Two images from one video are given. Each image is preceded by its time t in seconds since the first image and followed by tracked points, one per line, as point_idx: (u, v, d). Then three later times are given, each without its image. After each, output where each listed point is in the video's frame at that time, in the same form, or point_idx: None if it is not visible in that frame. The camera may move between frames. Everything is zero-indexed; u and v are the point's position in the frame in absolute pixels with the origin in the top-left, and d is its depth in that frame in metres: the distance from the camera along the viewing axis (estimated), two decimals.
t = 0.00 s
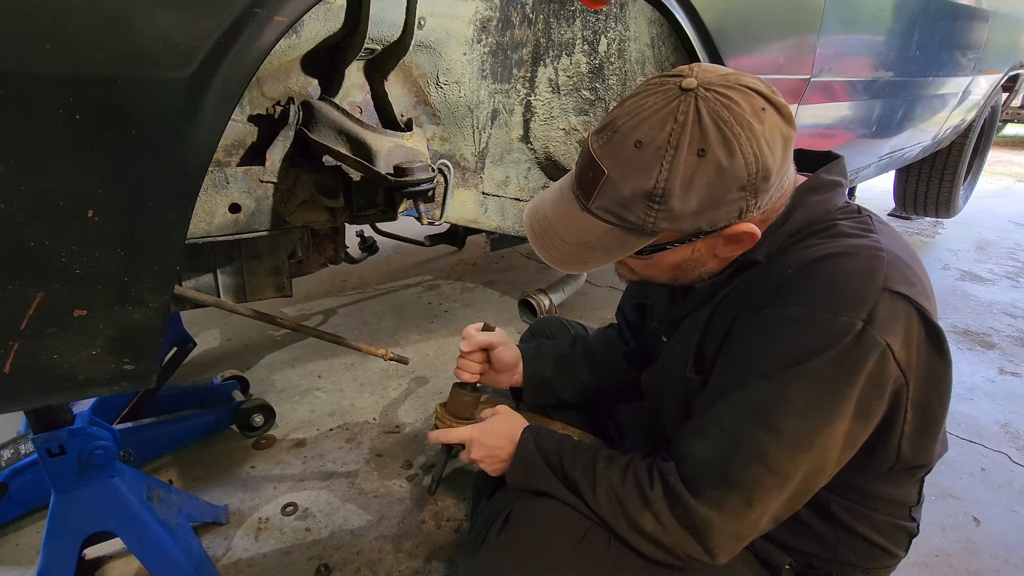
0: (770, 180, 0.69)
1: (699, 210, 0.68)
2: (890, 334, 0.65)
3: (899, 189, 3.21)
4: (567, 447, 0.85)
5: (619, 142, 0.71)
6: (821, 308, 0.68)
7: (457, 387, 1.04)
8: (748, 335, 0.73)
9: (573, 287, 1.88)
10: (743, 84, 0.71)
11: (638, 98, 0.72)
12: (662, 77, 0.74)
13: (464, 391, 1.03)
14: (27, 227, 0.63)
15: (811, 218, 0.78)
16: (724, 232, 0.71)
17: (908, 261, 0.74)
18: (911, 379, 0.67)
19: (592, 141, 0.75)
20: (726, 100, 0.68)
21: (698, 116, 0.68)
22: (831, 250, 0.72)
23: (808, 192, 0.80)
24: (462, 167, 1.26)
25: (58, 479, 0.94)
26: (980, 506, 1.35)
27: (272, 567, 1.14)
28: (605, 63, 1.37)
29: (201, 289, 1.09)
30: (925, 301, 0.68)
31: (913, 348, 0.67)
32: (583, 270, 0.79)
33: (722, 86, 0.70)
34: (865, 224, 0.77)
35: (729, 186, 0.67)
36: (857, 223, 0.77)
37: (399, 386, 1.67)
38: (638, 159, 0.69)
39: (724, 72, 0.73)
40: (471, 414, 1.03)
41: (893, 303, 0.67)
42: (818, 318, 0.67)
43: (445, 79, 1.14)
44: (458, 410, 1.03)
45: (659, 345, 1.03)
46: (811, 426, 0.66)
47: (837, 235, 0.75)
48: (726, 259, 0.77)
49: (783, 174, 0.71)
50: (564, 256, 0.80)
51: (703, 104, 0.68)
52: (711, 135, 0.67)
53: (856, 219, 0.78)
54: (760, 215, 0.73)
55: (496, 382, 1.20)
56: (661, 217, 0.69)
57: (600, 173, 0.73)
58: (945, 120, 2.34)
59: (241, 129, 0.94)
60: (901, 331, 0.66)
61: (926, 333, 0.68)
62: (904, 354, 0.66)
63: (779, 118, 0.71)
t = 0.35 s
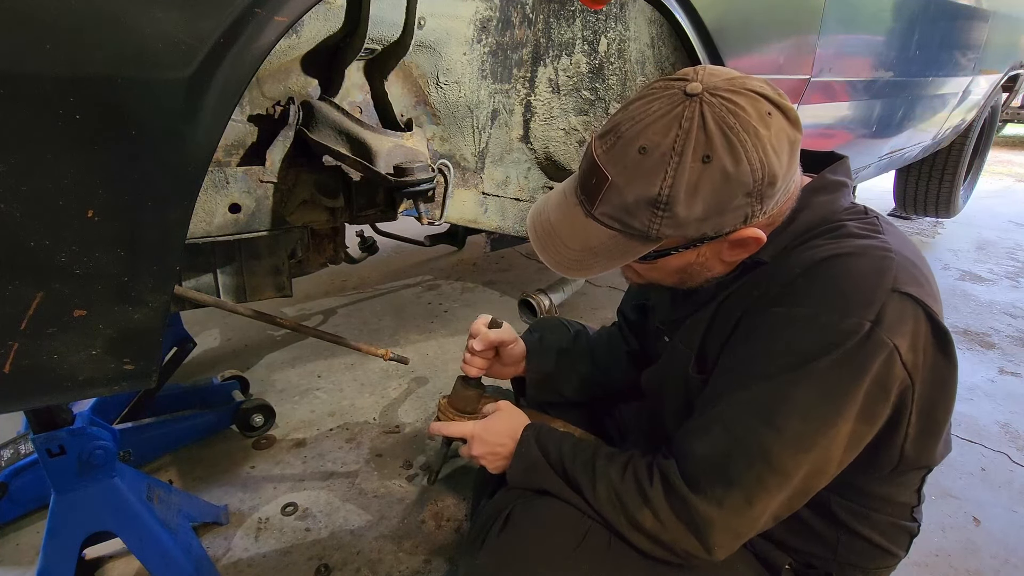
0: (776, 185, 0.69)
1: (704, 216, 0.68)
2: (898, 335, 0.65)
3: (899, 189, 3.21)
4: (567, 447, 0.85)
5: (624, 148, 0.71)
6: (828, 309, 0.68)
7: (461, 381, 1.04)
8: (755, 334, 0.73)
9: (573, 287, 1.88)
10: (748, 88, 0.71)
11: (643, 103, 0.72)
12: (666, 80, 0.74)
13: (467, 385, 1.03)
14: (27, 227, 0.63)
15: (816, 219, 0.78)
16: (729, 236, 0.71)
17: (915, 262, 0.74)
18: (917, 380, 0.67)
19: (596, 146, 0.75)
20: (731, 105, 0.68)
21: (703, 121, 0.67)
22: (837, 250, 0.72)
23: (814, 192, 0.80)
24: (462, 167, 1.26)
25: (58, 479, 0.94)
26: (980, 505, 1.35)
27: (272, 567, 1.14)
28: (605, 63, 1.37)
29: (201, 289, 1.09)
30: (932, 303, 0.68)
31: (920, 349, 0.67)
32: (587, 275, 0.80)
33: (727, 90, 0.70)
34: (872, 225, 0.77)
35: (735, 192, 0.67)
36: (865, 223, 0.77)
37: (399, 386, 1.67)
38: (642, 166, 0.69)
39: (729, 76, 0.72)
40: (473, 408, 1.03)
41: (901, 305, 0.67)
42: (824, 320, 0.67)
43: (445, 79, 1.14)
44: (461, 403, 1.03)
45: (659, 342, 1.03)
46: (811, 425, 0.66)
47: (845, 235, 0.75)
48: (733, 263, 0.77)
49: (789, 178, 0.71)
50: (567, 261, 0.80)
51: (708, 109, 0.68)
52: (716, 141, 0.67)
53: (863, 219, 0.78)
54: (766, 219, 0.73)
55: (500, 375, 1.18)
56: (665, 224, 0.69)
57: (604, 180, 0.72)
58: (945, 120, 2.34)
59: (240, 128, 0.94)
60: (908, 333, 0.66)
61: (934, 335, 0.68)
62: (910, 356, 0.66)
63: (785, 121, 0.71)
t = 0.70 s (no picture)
0: (777, 182, 0.69)
1: (703, 213, 0.68)
2: (900, 337, 0.65)
3: (899, 189, 3.21)
4: (568, 447, 0.85)
5: (624, 143, 0.71)
6: (831, 311, 0.68)
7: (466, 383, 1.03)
8: (757, 339, 0.73)
9: (573, 287, 1.88)
10: (748, 85, 0.71)
11: (643, 99, 0.72)
12: (667, 78, 0.74)
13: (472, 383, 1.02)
14: (27, 227, 0.63)
15: (817, 219, 0.78)
16: (729, 233, 0.71)
17: (914, 261, 0.74)
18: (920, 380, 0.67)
19: (597, 142, 0.75)
20: (732, 102, 0.68)
21: (703, 118, 0.67)
22: (837, 252, 0.72)
23: (813, 193, 0.80)
24: (462, 167, 1.26)
25: (58, 479, 0.94)
26: (980, 505, 1.35)
27: (272, 567, 1.14)
28: (605, 63, 1.37)
29: (201, 289, 1.09)
30: (933, 303, 0.69)
31: (922, 350, 0.67)
32: (586, 272, 0.79)
33: (727, 87, 0.70)
34: (873, 225, 0.76)
35: (734, 189, 0.67)
36: (865, 224, 0.77)
37: (399, 386, 1.67)
38: (642, 161, 0.69)
39: (730, 73, 0.72)
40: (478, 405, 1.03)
41: (903, 306, 0.67)
42: (827, 322, 0.67)
43: (445, 79, 1.14)
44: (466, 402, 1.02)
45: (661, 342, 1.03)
46: (815, 427, 0.66)
47: (845, 236, 0.75)
48: (731, 259, 0.77)
49: (789, 176, 0.71)
50: (567, 257, 0.80)
51: (708, 105, 0.68)
52: (717, 137, 0.67)
53: (864, 219, 0.78)
54: (766, 216, 0.73)
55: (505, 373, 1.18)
56: (665, 220, 0.69)
57: (604, 176, 0.73)
58: (945, 120, 2.34)
59: (241, 128, 0.94)
60: (910, 334, 0.66)
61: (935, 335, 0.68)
62: (913, 357, 0.66)
63: (785, 119, 0.71)
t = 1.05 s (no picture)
0: (784, 188, 0.69)
1: (710, 222, 0.68)
2: (906, 340, 0.66)
3: (899, 189, 3.21)
4: (568, 447, 0.85)
5: (629, 152, 0.71)
6: (838, 310, 0.68)
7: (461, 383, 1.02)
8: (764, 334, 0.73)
9: (573, 288, 1.88)
10: (754, 90, 0.70)
11: (648, 107, 0.72)
12: (671, 84, 0.73)
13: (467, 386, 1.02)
14: (27, 226, 0.64)
15: (828, 220, 0.78)
16: (737, 239, 0.71)
17: (926, 266, 0.74)
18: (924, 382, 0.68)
19: (601, 150, 0.75)
20: (737, 108, 0.68)
21: (709, 126, 0.67)
22: (848, 252, 0.72)
23: (824, 192, 0.79)
24: (462, 167, 1.26)
25: (58, 479, 0.94)
26: (980, 506, 1.35)
27: (272, 567, 1.14)
28: (605, 63, 1.37)
29: (201, 289, 1.09)
30: (942, 308, 0.69)
31: (928, 353, 0.68)
32: (593, 279, 0.80)
33: (733, 93, 0.69)
34: (882, 227, 0.77)
35: (742, 197, 0.67)
36: (875, 226, 0.77)
37: (399, 386, 1.67)
38: (648, 171, 0.69)
39: (735, 78, 0.72)
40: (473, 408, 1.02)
41: (911, 310, 0.67)
42: (835, 322, 0.67)
43: (445, 79, 1.14)
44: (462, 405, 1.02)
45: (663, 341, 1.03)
46: (816, 427, 0.66)
47: (856, 237, 0.75)
48: (736, 262, 0.77)
49: (796, 181, 0.71)
50: (572, 265, 0.80)
51: (713, 113, 0.67)
52: (723, 146, 0.66)
53: (874, 221, 0.78)
54: (774, 222, 0.73)
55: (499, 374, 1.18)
56: (672, 229, 0.69)
57: (610, 185, 0.73)
58: (945, 121, 2.34)
59: (241, 128, 0.94)
60: (916, 337, 0.66)
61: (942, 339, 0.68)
62: (918, 361, 0.66)
63: (791, 123, 0.70)
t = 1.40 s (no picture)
0: (790, 187, 0.69)
1: (718, 222, 0.68)
2: (908, 336, 0.66)
3: (899, 188, 3.21)
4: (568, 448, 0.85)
5: (636, 153, 0.70)
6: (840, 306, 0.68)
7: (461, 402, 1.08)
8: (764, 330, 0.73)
9: (573, 287, 1.88)
10: (760, 90, 0.70)
11: (655, 107, 0.72)
12: (676, 84, 0.73)
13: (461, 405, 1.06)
14: (27, 226, 0.64)
15: (832, 218, 0.78)
16: (743, 237, 0.71)
17: (930, 264, 0.74)
18: (925, 379, 0.68)
19: (608, 151, 0.74)
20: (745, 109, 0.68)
21: (716, 127, 0.67)
22: (851, 249, 0.72)
23: (827, 191, 0.80)
24: (462, 167, 1.26)
25: (58, 479, 0.94)
26: (980, 505, 1.35)
27: (272, 567, 1.14)
28: (605, 63, 1.37)
29: (201, 289, 1.09)
30: (945, 305, 0.69)
31: (929, 350, 0.68)
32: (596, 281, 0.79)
33: (740, 92, 0.69)
34: (887, 224, 0.77)
35: (749, 197, 0.67)
36: (880, 223, 0.77)
37: (399, 386, 1.67)
38: (655, 172, 0.69)
39: (741, 77, 0.72)
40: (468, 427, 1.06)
41: (913, 306, 0.67)
42: (837, 319, 0.67)
43: (445, 79, 1.14)
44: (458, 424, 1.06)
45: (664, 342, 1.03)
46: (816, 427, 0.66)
47: (859, 234, 0.75)
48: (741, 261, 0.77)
49: (801, 180, 0.71)
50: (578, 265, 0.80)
51: (721, 114, 0.67)
52: (731, 146, 0.66)
53: (879, 218, 0.78)
54: (779, 220, 0.73)
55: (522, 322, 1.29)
56: (679, 229, 0.69)
57: (617, 186, 0.72)
58: (945, 120, 2.34)
59: (241, 128, 0.94)
60: (918, 334, 0.66)
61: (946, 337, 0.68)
62: (919, 357, 0.66)
63: (798, 122, 0.71)
